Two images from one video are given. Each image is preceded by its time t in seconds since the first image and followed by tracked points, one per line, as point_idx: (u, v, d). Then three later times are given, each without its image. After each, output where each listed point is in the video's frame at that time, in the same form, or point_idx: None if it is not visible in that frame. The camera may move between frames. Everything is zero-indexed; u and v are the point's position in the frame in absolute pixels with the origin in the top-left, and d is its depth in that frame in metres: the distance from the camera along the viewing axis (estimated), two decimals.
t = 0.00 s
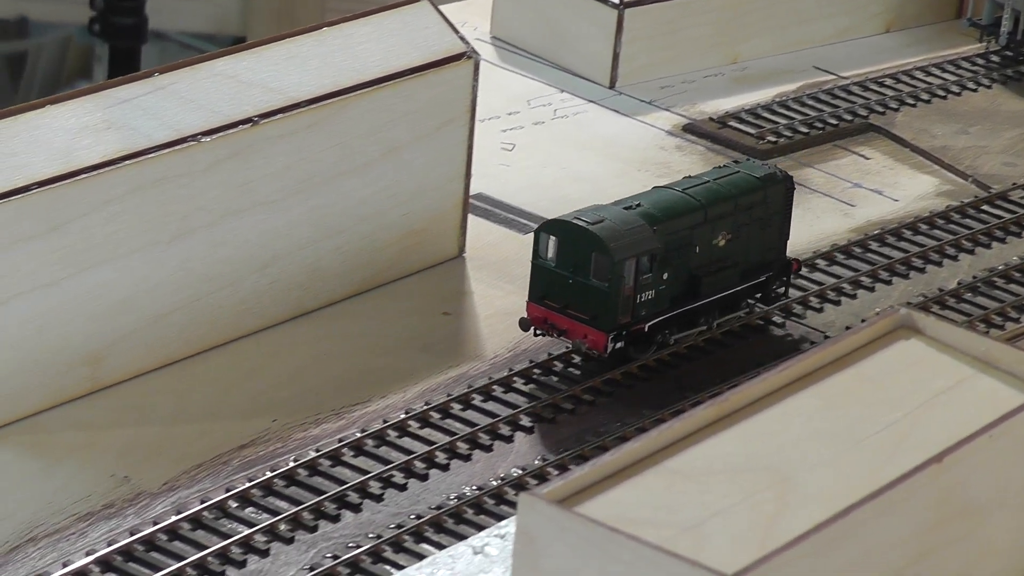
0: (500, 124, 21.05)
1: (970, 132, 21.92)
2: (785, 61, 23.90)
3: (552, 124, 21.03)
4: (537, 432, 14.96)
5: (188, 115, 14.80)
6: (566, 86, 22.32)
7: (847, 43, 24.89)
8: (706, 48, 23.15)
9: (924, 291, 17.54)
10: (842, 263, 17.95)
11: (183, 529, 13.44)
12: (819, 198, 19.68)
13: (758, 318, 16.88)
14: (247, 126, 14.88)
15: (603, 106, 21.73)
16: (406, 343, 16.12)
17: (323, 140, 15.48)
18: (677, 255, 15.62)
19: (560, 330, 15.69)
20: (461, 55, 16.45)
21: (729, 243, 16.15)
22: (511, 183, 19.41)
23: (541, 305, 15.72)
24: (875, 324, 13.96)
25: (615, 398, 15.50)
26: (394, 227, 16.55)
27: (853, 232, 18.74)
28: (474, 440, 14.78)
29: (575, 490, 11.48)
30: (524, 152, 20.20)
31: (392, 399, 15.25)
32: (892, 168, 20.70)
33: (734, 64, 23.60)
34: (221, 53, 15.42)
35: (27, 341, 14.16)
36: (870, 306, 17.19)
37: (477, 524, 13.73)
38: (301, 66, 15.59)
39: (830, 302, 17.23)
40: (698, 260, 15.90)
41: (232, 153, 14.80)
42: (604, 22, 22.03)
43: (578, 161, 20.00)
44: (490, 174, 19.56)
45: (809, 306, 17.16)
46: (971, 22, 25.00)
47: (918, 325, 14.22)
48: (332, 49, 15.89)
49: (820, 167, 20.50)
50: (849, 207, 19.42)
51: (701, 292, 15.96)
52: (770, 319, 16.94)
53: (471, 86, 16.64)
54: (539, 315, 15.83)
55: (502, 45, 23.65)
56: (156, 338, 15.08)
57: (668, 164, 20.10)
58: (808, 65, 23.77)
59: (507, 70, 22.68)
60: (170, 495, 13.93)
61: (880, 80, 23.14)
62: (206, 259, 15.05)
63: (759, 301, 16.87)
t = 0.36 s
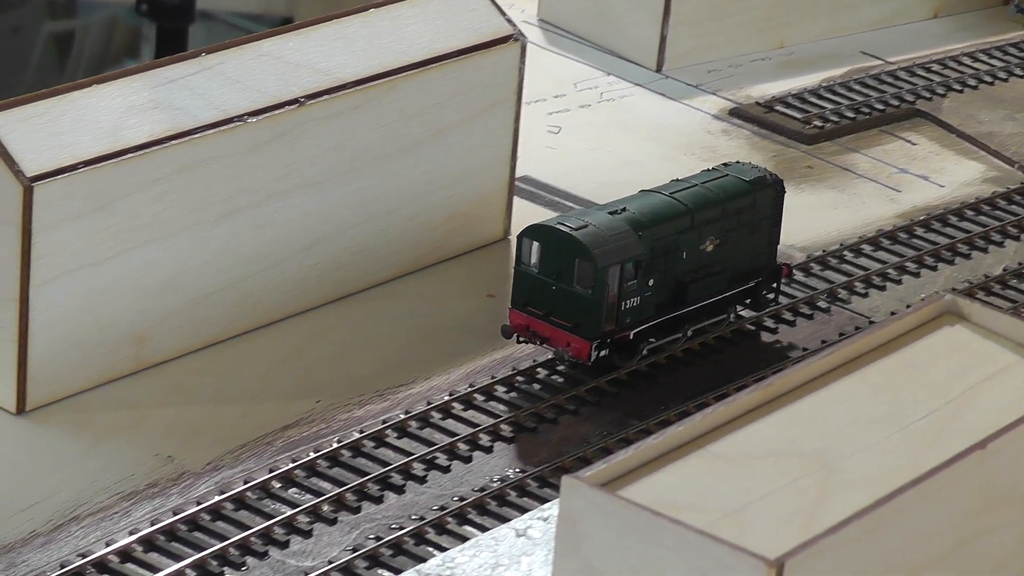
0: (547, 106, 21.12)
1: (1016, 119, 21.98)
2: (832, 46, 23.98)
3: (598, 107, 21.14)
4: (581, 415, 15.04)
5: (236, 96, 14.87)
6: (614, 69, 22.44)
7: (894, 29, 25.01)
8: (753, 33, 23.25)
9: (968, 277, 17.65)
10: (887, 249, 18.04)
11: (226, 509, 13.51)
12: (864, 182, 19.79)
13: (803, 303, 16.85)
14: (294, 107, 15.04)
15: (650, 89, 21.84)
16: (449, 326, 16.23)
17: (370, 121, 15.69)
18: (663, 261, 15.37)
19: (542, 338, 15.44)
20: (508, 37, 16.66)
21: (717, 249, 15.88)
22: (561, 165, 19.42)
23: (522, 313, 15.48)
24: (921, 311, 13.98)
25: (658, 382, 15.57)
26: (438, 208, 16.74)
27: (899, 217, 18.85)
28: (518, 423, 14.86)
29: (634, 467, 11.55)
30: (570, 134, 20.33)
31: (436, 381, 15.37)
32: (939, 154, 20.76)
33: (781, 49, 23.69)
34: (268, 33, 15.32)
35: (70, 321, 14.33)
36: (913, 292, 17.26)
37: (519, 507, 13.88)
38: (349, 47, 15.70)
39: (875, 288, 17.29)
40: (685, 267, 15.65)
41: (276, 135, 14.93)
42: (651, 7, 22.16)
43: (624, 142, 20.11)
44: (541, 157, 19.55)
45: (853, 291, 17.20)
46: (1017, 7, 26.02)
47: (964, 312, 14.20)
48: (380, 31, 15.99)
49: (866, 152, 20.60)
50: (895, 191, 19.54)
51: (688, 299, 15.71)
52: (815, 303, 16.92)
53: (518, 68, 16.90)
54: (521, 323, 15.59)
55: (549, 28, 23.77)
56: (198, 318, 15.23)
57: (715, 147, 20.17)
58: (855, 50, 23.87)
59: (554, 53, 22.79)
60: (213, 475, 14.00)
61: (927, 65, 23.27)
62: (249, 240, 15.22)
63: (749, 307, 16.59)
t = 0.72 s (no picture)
0: (594, 88, 21.21)
1: None
2: (880, 28, 23.93)
3: (646, 89, 21.20)
4: (625, 397, 15.04)
5: (283, 77, 14.94)
6: (661, 52, 22.50)
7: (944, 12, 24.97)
8: (801, 16, 23.25)
9: (1016, 261, 17.65)
10: (934, 233, 18.04)
11: (271, 490, 13.51)
12: (912, 165, 19.79)
13: (850, 286, 16.83)
14: (341, 88, 15.05)
15: (697, 71, 21.87)
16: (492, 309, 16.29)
17: (416, 103, 15.69)
18: (650, 267, 14.92)
19: (526, 345, 14.99)
20: (556, 19, 16.67)
21: (707, 253, 15.42)
22: (609, 147, 19.49)
23: (505, 319, 15.03)
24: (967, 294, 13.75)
25: (702, 365, 15.59)
26: (484, 189, 16.74)
27: (947, 201, 18.85)
28: (562, 405, 14.86)
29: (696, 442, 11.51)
30: (617, 116, 20.40)
31: (480, 364, 15.44)
32: (987, 138, 20.73)
33: (829, 31, 23.66)
34: (315, 16, 15.55)
35: (118, 302, 14.36)
36: (960, 276, 17.25)
37: (565, 490, 13.83)
38: (395, 29, 15.81)
39: (922, 272, 17.30)
40: (674, 271, 15.19)
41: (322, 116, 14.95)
42: None
43: (671, 125, 20.17)
44: (588, 139, 19.62)
45: (900, 275, 17.19)
46: None
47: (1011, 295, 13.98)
48: (427, 13, 16.10)
49: (914, 135, 20.58)
50: (943, 175, 19.54)
51: (676, 304, 15.27)
52: (862, 287, 16.91)
53: (565, 51, 16.87)
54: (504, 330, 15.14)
55: (598, 11, 23.85)
56: (242, 301, 15.27)
57: (761, 131, 20.25)
58: (904, 33, 23.83)
59: (603, 36, 22.88)
60: (258, 456, 14.00)
61: (976, 48, 23.24)
62: (296, 221, 15.24)
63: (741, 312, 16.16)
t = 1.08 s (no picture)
0: (651, 70, 21.38)
1: None
2: (938, 12, 23.91)
3: (703, 72, 21.31)
4: (680, 381, 15.03)
5: (339, 58, 14.98)
6: (718, 35, 22.62)
7: None
8: None
9: None
10: (991, 218, 18.06)
11: (326, 471, 13.48)
12: (969, 150, 19.81)
13: (907, 270, 16.85)
14: (397, 69, 15.06)
15: (753, 54, 21.97)
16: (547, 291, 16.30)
17: (472, 84, 15.69)
18: (642, 274, 14.56)
19: (516, 353, 14.58)
20: (611, 2, 16.75)
21: (700, 260, 15.07)
22: (666, 131, 19.61)
23: (494, 327, 14.63)
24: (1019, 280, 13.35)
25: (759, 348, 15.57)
26: (540, 171, 16.70)
27: (1004, 185, 18.88)
28: (618, 388, 14.84)
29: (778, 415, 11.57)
30: (674, 99, 20.54)
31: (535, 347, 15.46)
32: None
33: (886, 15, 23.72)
34: None
35: (172, 283, 14.34)
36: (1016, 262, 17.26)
37: (620, 473, 13.75)
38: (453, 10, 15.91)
39: (978, 257, 17.32)
40: (666, 278, 14.84)
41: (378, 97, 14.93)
42: None
43: (728, 108, 20.28)
44: (645, 123, 19.77)
45: (957, 260, 17.20)
46: None
47: None
48: None
49: (971, 120, 20.58)
50: (1000, 159, 19.56)
51: (671, 312, 14.90)
52: (919, 271, 16.91)
53: (622, 34, 16.96)
54: (493, 338, 14.73)
55: None
56: (296, 282, 15.28)
57: (816, 115, 20.34)
58: (961, 17, 23.83)
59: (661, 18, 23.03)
60: (315, 437, 13.96)
61: None
62: (350, 203, 15.22)
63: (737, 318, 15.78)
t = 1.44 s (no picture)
0: (749, 55, 21.57)
1: None
2: None
3: (801, 57, 21.44)
4: (776, 365, 15.05)
5: (435, 40, 15.06)
6: (816, 20, 22.75)
7: None
8: None
9: None
10: None
11: (419, 452, 13.42)
12: None
13: (1001, 258, 16.88)
14: (494, 51, 15.12)
15: (851, 39, 22.08)
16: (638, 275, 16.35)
17: (566, 68, 15.73)
18: (683, 278, 14.17)
19: (555, 358, 14.23)
20: None
21: (743, 264, 14.67)
22: (763, 118, 19.77)
23: (532, 331, 14.29)
24: None
25: (855, 333, 15.58)
26: (632, 156, 16.71)
27: None
28: (712, 372, 14.83)
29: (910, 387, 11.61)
30: (772, 84, 20.69)
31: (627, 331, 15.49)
32: None
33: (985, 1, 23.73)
34: None
35: (265, 263, 14.35)
36: None
37: (713, 456, 13.65)
38: None
39: None
40: (708, 283, 14.45)
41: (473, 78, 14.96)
42: None
43: (824, 95, 20.43)
44: (742, 109, 19.96)
45: None
46: None
47: None
48: None
49: None
50: None
51: (713, 318, 14.52)
52: (1014, 259, 16.94)
53: (718, 20, 16.91)
54: (531, 342, 14.38)
55: None
56: (390, 264, 15.31)
57: (913, 101, 20.38)
58: None
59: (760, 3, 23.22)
60: (408, 418, 13.93)
61: None
62: (442, 185, 15.23)
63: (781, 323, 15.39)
